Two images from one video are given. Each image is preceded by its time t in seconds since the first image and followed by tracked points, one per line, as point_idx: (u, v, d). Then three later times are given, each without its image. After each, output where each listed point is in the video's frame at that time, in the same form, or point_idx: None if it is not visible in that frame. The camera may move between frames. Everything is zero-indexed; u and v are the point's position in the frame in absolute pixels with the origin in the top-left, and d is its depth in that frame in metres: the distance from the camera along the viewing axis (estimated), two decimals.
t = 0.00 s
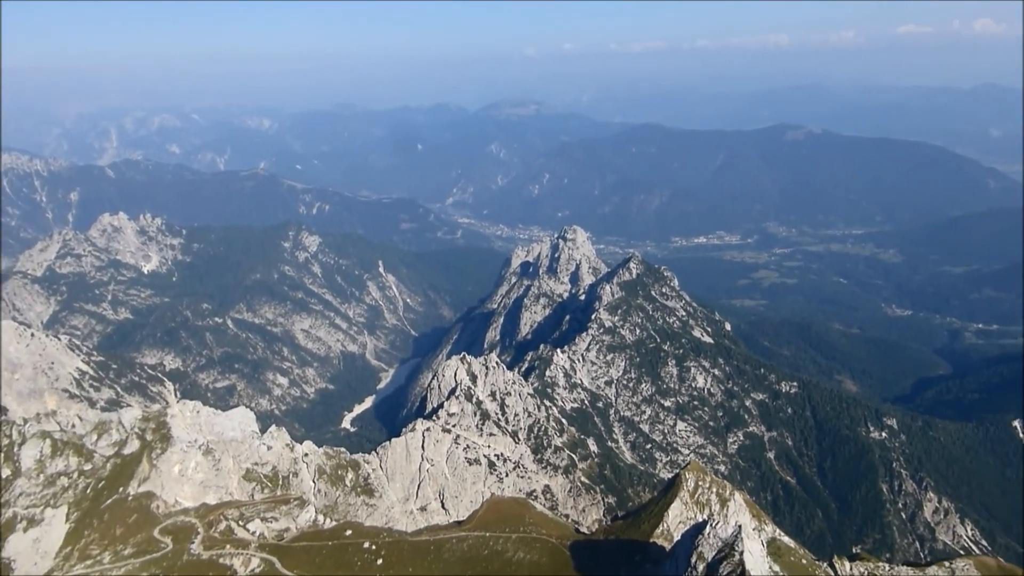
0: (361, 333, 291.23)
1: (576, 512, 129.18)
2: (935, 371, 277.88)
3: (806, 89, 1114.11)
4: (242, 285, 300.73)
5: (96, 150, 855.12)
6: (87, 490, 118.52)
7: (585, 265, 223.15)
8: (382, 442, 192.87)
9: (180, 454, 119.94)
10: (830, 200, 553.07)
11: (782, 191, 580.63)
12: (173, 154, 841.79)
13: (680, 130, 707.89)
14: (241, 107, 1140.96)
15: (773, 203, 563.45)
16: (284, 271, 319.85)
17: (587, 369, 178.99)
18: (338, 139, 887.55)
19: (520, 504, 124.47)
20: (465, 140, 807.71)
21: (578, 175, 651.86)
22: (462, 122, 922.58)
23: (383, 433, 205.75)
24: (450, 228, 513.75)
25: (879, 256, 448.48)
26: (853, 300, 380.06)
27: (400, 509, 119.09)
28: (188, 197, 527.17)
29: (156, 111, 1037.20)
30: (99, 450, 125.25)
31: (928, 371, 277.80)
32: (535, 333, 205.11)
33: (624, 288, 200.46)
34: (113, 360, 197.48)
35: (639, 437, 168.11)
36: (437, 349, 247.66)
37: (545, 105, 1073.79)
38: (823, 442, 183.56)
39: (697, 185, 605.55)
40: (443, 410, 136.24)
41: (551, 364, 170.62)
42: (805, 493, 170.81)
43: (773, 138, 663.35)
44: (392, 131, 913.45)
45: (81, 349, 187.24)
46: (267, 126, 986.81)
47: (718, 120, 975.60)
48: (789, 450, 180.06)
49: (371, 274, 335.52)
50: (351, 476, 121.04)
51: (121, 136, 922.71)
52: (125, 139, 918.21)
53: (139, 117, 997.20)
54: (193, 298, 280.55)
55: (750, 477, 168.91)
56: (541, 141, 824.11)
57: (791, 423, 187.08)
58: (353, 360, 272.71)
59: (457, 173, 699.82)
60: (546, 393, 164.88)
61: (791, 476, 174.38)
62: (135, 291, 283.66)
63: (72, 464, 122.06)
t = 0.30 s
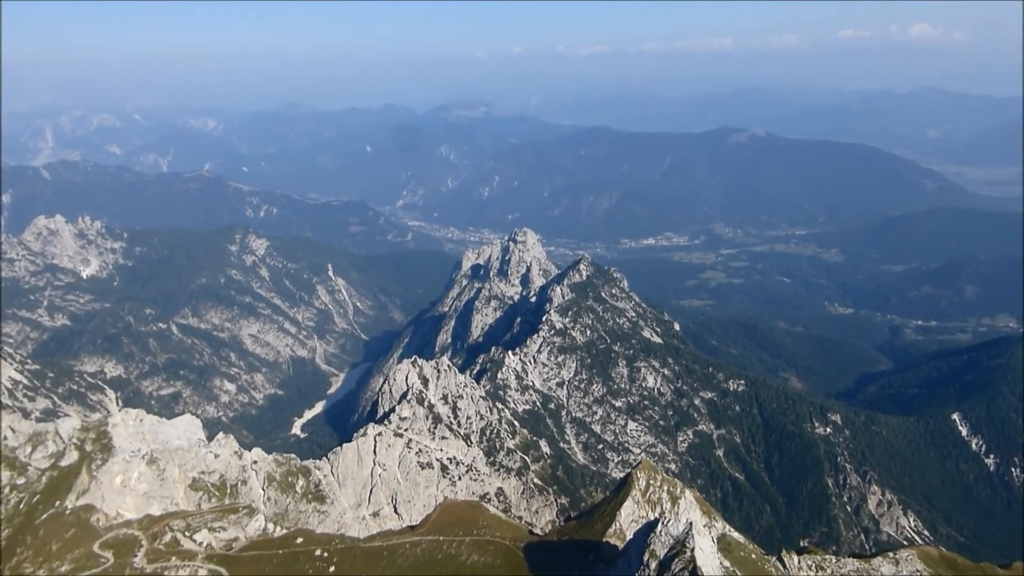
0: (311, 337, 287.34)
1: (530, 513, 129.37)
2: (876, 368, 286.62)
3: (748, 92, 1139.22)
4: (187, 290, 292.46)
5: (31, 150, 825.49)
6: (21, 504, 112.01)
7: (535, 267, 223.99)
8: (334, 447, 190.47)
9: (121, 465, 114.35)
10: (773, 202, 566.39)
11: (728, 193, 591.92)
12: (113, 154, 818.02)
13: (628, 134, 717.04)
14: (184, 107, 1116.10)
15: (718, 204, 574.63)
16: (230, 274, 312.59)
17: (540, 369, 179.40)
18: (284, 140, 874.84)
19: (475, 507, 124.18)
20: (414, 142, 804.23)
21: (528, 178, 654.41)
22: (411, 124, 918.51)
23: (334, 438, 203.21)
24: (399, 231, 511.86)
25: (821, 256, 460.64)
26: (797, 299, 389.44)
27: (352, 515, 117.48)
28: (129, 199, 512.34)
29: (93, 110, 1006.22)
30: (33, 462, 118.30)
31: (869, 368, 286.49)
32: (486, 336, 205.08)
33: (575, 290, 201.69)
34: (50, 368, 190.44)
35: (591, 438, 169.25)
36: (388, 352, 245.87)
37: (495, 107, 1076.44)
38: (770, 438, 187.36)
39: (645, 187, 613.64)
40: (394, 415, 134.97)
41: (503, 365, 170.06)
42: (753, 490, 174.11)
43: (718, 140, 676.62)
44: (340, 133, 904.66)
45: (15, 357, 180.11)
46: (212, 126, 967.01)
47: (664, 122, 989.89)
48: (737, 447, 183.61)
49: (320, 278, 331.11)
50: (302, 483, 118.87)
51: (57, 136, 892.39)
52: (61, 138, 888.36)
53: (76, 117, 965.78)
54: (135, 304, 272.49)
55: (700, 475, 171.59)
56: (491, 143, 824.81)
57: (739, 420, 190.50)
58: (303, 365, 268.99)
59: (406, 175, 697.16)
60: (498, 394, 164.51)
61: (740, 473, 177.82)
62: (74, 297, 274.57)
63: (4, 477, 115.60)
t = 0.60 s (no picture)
0: (258, 346, 282.17)
1: (484, 518, 129.15)
2: (818, 366, 294.28)
3: (691, 97, 1160.08)
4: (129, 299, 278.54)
5: None
6: None
7: (486, 271, 223.45)
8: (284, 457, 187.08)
9: (59, 482, 103.06)
10: (718, 205, 578.23)
11: (674, 196, 601.56)
12: (46, 160, 790.35)
13: (575, 138, 724.04)
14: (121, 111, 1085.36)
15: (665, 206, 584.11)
16: (173, 283, 300.51)
17: (491, 374, 178.78)
18: (228, 146, 858.40)
19: (429, 514, 123.40)
20: (361, 147, 797.86)
21: (477, 181, 655.13)
22: (358, 128, 910.91)
23: (284, 447, 199.52)
24: (348, 237, 510.06)
25: (765, 257, 471.36)
26: (743, 300, 397.39)
27: (304, 526, 115.47)
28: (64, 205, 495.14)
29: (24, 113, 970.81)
30: None
31: (813, 366, 294.03)
32: (437, 341, 203.88)
33: (525, 293, 201.86)
34: None
35: (544, 441, 169.60)
36: (338, 360, 242.72)
37: (442, 111, 1075.39)
38: (719, 437, 190.44)
39: (593, 190, 620.02)
40: (345, 422, 132.74)
41: (455, 371, 168.69)
42: (704, 488, 176.76)
43: (663, 144, 687.86)
44: (285, 138, 892.37)
45: None
46: (151, 131, 942.71)
47: (610, 126, 1002.99)
48: (688, 447, 186.33)
49: (267, 285, 324.95)
50: (252, 494, 115.43)
51: None
52: None
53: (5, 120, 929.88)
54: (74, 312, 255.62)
55: (652, 475, 173.50)
56: (438, 148, 822.36)
57: (688, 420, 193.42)
58: (251, 374, 263.93)
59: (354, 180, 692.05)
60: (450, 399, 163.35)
61: (690, 472, 180.46)
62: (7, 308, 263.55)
63: None
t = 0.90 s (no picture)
0: (201, 356, 275.79)
1: (436, 526, 128.55)
2: (761, 367, 300.84)
3: (635, 104, 1176.25)
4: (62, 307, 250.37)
5: None
6: None
7: (433, 278, 222.44)
8: (229, 469, 183.02)
9: None
10: (662, 209, 587.71)
11: (619, 200, 608.64)
12: None
13: (521, 144, 727.16)
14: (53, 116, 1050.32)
15: (610, 210, 590.99)
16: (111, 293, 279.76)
17: (440, 380, 177.93)
18: (166, 151, 837.24)
19: (378, 523, 122.38)
20: (306, 152, 787.45)
21: (424, 186, 652.88)
22: (302, 134, 899.14)
23: (229, 460, 195.15)
24: (292, 244, 504.70)
25: (708, 260, 480.32)
26: (687, 303, 404.17)
27: (251, 539, 113.00)
28: None
29: None
30: None
31: (756, 368, 300.56)
32: (385, 348, 202.21)
33: (472, 299, 201.71)
34: None
35: (494, 447, 169.46)
36: (284, 369, 238.77)
37: (387, 117, 1069.07)
38: (667, 438, 193.38)
39: (540, 195, 622.86)
40: (293, 432, 130.23)
41: (403, 378, 167.31)
42: (653, 489, 178.94)
43: (608, 148, 695.31)
44: (226, 144, 875.61)
45: None
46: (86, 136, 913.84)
47: (556, 132, 1010.66)
48: (636, 449, 188.66)
49: (210, 294, 317.62)
50: (196, 509, 111.67)
51: None
52: None
53: None
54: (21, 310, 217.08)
55: (602, 478, 175.05)
56: (384, 154, 816.47)
57: (636, 422, 195.92)
58: (193, 386, 257.64)
59: (298, 186, 683.52)
60: (399, 407, 162.17)
61: (639, 474, 182.54)
62: None
63: None
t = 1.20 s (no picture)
0: (146, 362, 268.73)
1: (389, 532, 128.25)
2: (711, 368, 305.60)
3: (588, 108, 1184.98)
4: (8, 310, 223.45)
5: None
6: None
7: (387, 281, 220.28)
8: (177, 478, 178.80)
9: None
10: (615, 213, 593.62)
11: (572, 205, 612.67)
12: None
13: (475, 147, 726.71)
14: None
15: (564, 214, 594.31)
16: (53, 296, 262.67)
17: (393, 384, 176.61)
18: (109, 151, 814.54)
19: (331, 530, 121.15)
20: (255, 153, 774.80)
21: (377, 189, 647.81)
22: (251, 135, 884.07)
23: (176, 468, 190.65)
24: (242, 247, 497.63)
25: (659, 264, 486.55)
26: (639, 306, 408.60)
27: (199, 549, 110.57)
28: None
29: None
30: None
31: (706, 369, 305.29)
32: (337, 353, 200.18)
33: (426, 303, 200.55)
34: None
35: (448, 451, 168.72)
36: (233, 374, 234.34)
37: (339, 118, 1058.32)
38: (619, 440, 195.27)
39: (493, 199, 623.14)
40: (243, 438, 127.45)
41: (356, 383, 165.67)
42: (605, 491, 180.28)
43: (561, 152, 699.32)
44: (173, 145, 856.46)
45: None
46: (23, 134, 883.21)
47: (509, 135, 1013.14)
48: (590, 452, 190.04)
49: (156, 298, 309.45)
50: (140, 519, 108.07)
51: None
52: None
53: None
54: None
55: (555, 481, 175.88)
56: (335, 157, 807.58)
57: (589, 425, 197.43)
58: (138, 393, 250.90)
59: (248, 189, 672.49)
60: (352, 412, 160.64)
61: (592, 476, 183.81)
62: None
63: None
